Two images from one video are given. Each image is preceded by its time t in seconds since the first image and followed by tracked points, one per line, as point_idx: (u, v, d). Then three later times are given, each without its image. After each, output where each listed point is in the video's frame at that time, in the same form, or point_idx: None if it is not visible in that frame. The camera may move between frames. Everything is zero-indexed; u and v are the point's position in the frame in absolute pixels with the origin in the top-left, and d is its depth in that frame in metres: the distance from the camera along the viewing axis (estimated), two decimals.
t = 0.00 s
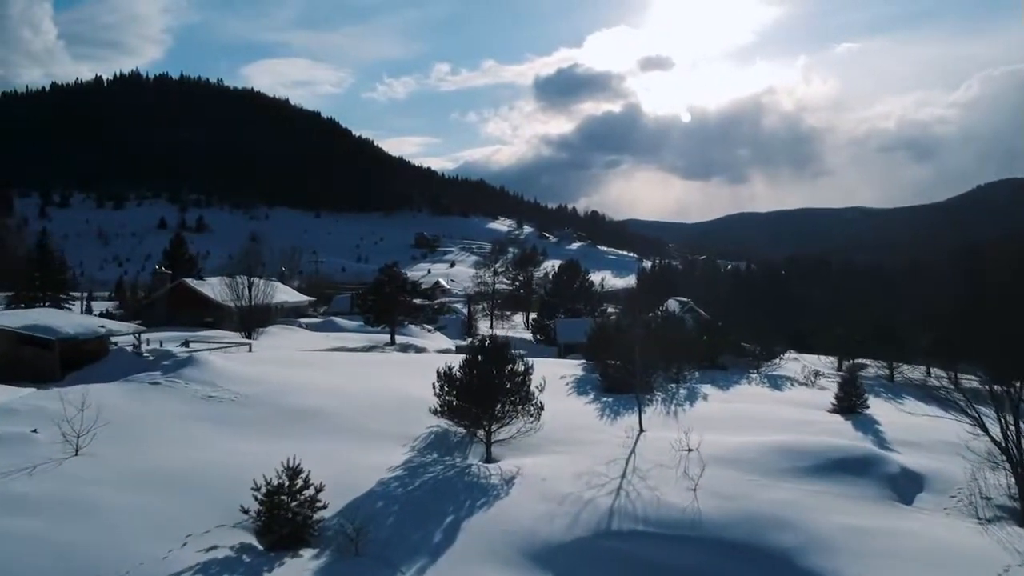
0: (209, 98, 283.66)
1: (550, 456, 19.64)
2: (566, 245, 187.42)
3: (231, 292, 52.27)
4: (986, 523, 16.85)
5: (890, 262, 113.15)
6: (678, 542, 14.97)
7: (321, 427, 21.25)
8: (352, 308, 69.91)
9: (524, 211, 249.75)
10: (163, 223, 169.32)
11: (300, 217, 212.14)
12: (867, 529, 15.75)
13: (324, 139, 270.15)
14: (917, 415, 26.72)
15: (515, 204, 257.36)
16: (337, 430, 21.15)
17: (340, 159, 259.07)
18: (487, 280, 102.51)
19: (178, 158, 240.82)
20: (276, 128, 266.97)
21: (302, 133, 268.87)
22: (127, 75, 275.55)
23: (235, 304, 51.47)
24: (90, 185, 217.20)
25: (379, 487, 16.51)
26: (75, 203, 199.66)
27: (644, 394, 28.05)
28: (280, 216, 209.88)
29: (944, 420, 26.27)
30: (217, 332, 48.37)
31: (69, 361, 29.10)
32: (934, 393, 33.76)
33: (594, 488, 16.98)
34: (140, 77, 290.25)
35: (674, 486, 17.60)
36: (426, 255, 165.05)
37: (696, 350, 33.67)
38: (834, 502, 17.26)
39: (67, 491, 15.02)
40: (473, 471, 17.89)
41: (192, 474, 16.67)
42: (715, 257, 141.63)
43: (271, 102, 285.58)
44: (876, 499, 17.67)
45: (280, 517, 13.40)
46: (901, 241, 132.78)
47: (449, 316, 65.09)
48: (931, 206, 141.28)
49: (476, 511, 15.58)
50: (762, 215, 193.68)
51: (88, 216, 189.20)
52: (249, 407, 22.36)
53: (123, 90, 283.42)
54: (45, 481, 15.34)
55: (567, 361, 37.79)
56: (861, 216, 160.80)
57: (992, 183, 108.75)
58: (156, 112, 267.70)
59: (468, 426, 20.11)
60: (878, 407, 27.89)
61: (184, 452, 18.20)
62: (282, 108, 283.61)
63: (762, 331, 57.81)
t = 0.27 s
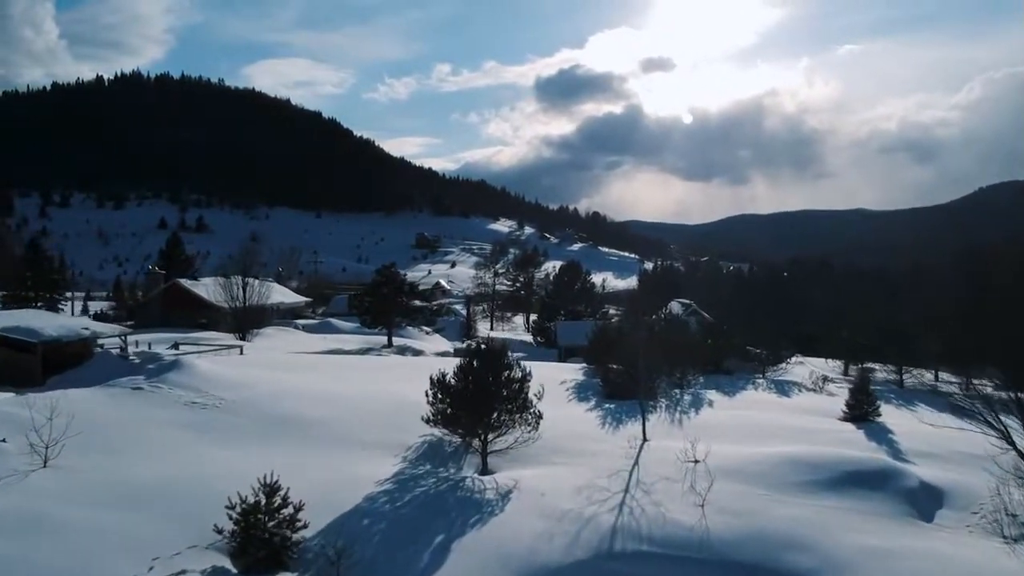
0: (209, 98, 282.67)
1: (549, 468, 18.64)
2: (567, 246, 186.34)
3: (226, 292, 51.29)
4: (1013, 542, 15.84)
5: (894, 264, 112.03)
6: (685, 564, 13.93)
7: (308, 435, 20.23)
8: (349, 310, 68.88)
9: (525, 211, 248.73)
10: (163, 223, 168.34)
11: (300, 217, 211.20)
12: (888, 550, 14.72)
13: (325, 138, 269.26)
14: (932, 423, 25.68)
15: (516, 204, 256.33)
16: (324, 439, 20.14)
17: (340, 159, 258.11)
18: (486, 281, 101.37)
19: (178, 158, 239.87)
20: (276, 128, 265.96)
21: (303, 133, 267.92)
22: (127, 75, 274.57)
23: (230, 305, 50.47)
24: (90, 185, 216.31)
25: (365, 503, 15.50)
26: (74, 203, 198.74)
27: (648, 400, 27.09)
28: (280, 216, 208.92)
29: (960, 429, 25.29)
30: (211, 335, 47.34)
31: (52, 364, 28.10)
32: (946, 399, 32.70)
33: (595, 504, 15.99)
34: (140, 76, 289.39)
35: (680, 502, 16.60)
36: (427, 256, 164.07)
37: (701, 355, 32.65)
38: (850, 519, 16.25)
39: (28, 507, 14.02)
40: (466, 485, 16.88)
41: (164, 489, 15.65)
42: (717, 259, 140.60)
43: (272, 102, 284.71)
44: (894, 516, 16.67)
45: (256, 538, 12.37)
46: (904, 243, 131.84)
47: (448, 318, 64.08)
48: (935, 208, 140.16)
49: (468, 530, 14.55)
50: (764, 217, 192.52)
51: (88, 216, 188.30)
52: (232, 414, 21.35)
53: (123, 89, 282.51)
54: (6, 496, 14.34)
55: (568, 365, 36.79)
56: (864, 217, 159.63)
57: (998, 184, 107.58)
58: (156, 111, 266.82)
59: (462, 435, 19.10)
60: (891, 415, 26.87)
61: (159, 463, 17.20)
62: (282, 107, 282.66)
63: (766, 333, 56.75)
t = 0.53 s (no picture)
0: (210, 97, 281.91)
1: (552, 477, 17.78)
2: (569, 247, 185.50)
3: (222, 293, 50.46)
4: None
5: (899, 267, 111.07)
6: None
7: (299, 442, 19.39)
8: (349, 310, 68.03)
9: (526, 212, 247.87)
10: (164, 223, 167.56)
11: (301, 217, 210.42)
12: (911, 568, 13.86)
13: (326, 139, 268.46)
14: (948, 431, 24.82)
15: (517, 205, 255.44)
16: (315, 446, 19.28)
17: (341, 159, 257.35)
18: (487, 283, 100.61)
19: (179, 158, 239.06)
20: (277, 128, 265.20)
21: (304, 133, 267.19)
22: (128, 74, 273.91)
23: (226, 305, 49.62)
24: (90, 184, 215.50)
25: (356, 517, 14.61)
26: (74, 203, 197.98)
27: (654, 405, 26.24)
28: (281, 217, 208.18)
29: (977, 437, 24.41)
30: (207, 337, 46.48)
31: (38, 365, 27.29)
32: (959, 405, 31.83)
33: (599, 518, 15.13)
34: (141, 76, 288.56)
35: (689, 515, 15.74)
36: (428, 257, 163.27)
37: (707, 359, 31.80)
38: (870, 533, 15.39)
39: None
40: (464, 497, 16.01)
41: (144, 502, 14.84)
42: (719, 261, 139.74)
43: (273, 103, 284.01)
44: (915, 530, 15.81)
45: (238, 556, 11.44)
46: (907, 246, 131.02)
47: (448, 320, 63.26)
48: (939, 211, 139.23)
49: (465, 546, 13.66)
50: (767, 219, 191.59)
51: (88, 215, 187.55)
52: (222, 419, 20.52)
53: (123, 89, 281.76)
54: None
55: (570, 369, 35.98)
56: (868, 219, 158.69)
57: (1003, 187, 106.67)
58: (157, 111, 266.07)
59: (459, 443, 18.24)
60: (904, 421, 26.03)
61: (138, 473, 16.34)
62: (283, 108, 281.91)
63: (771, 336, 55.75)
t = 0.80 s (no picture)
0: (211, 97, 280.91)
1: (559, 488, 16.79)
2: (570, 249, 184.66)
3: (218, 293, 49.47)
4: None
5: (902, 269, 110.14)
6: None
7: (293, 449, 18.37)
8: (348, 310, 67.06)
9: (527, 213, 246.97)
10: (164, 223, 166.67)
11: (301, 218, 209.61)
12: None
13: (326, 139, 267.62)
14: (971, 438, 23.84)
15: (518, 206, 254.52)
16: (309, 454, 18.26)
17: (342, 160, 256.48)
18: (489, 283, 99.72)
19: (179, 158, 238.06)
20: (278, 128, 264.29)
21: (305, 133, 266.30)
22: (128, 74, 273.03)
23: (223, 305, 48.66)
24: (90, 184, 214.58)
25: (351, 535, 13.54)
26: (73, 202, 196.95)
27: (665, 410, 25.30)
28: (281, 217, 207.31)
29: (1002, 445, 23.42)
30: (203, 337, 45.48)
31: (22, 368, 26.23)
32: (977, 411, 30.80)
33: (612, 533, 14.12)
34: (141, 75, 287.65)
35: (708, 529, 14.73)
36: (428, 257, 162.36)
37: (717, 362, 30.81)
38: (901, 550, 14.38)
39: None
40: (467, 509, 14.99)
41: (124, 518, 13.83)
42: (721, 262, 138.86)
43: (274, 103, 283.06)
44: (948, 547, 14.82)
45: None
46: (910, 247, 130.21)
47: (449, 320, 62.28)
48: (942, 212, 138.40)
49: (470, 567, 12.59)
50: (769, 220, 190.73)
51: (88, 215, 186.67)
52: (211, 425, 19.50)
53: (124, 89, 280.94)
54: None
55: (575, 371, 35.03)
56: (871, 221, 157.76)
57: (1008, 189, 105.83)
58: (157, 110, 265.19)
59: (462, 451, 17.24)
60: (923, 427, 25.05)
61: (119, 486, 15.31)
62: (284, 108, 281.03)
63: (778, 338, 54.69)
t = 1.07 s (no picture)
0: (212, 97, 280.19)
1: (569, 501, 15.89)
2: (572, 249, 183.83)
3: (216, 293, 48.60)
4: None
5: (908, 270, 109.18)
6: None
7: (290, 458, 17.49)
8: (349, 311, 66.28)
9: (529, 213, 246.02)
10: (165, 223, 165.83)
11: (302, 218, 208.79)
12: None
13: (327, 139, 266.80)
14: (993, 446, 22.97)
15: (520, 207, 253.48)
16: (306, 463, 17.37)
17: (343, 160, 255.64)
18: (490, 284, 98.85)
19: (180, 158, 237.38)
20: (279, 128, 263.54)
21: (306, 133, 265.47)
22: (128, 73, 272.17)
23: (220, 306, 47.77)
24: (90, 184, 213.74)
25: (352, 554, 12.64)
26: (74, 202, 196.20)
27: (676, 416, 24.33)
28: (282, 217, 206.55)
29: None
30: (200, 338, 44.57)
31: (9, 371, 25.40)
32: (997, 418, 29.81)
33: (627, 551, 13.22)
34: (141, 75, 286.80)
35: (729, 546, 13.82)
36: (429, 258, 161.60)
37: (727, 365, 29.89)
38: (935, 569, 13.46)
39: None
40: (473, 524, 14.07)
41: (106, 537, 12.97)
42: (724, 263, 138.13)
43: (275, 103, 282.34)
44: (985, 565, 13.89)
45: None
46: (913, 248, 129.35)
47: (450, 321, 61.41)
48: (947, 214, 137.44)
49: None
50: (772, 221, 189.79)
51: (88, 214, 185.81)
52: (205, 430, 18.62)
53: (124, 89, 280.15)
54: None
55: (580, 375, 34.15)
56: (874, 222, 156.83)
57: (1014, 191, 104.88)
58: (157, 110, 264.31)
59: (467, 461, 16.35)
60: (944, 434, 24.15)
61: (103, 501, 14.39)
62: (284, 107, 280.17)
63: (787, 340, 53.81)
